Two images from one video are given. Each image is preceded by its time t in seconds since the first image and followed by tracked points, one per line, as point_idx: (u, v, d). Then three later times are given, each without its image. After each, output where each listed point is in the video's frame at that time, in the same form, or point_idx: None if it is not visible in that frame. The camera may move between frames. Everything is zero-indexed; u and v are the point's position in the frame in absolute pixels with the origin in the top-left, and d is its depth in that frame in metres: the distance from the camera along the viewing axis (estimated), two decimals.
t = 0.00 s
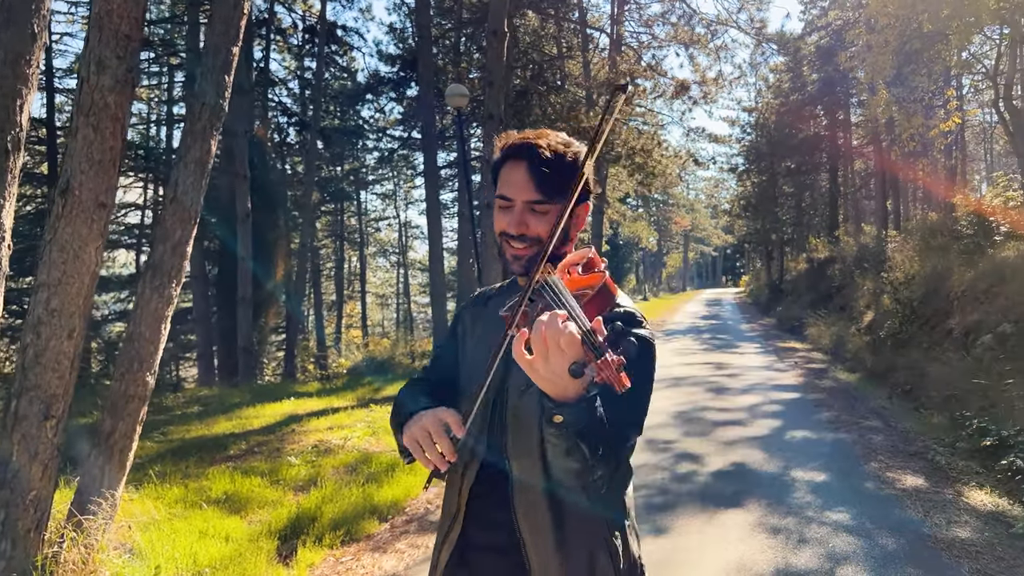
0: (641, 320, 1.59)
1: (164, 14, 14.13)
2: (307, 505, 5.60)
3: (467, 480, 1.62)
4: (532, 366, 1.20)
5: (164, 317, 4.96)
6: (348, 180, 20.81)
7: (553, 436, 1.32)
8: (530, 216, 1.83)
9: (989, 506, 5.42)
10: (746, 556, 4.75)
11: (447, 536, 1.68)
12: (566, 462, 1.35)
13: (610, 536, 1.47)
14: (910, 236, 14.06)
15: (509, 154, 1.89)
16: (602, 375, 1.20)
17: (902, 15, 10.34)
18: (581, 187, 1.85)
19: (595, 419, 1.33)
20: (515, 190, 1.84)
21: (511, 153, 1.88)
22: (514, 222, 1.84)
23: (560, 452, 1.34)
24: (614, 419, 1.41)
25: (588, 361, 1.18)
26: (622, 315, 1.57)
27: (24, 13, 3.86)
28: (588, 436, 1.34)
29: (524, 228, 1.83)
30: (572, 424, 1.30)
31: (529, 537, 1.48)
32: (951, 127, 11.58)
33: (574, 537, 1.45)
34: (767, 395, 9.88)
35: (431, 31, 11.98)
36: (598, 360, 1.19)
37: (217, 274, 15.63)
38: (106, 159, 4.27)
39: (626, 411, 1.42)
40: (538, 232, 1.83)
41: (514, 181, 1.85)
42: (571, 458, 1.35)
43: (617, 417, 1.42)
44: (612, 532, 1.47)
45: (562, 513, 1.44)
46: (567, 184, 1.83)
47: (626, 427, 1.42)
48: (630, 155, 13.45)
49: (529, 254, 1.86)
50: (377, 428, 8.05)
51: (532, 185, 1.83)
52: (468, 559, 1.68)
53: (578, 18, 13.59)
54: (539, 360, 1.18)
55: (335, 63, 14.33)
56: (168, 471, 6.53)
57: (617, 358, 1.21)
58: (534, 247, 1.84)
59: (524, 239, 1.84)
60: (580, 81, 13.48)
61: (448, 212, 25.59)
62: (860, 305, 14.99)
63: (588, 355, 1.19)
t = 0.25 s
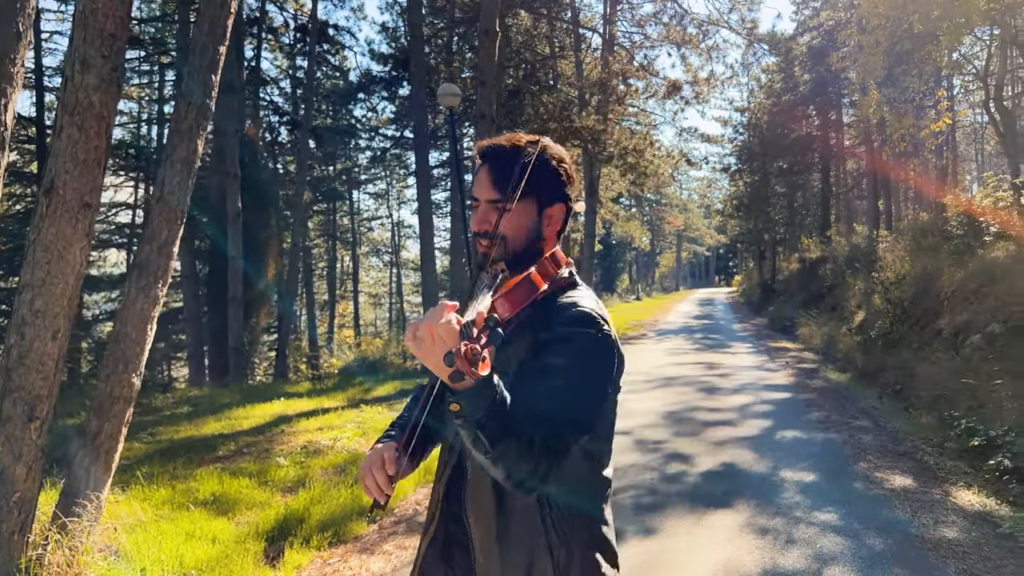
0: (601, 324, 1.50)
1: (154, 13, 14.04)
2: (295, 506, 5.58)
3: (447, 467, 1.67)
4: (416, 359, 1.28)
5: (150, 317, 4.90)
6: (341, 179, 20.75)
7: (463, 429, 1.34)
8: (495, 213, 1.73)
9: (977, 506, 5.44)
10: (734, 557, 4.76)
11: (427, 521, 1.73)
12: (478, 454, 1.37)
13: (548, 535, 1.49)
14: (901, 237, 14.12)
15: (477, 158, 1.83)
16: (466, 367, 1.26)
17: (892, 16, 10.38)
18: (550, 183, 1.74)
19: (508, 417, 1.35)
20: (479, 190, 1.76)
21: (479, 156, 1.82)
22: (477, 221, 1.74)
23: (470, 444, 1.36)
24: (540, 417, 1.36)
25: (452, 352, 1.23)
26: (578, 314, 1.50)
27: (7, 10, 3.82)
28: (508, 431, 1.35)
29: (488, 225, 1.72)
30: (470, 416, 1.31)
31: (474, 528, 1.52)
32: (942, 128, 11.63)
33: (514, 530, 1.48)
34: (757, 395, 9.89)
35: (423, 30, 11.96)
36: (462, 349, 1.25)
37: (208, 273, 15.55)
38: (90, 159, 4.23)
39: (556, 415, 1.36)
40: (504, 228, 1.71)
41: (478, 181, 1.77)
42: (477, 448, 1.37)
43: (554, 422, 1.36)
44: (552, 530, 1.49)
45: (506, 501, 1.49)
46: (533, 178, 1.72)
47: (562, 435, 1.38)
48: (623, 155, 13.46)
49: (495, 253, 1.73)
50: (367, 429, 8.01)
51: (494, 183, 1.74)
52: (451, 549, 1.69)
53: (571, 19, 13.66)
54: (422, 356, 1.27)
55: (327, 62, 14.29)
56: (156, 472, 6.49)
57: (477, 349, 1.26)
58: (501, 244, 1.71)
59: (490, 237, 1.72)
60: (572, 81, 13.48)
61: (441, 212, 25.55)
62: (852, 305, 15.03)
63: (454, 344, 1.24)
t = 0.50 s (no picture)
0: (601, 334, 1.47)
1: (146, 12, 13.97)
2: (284, 506, 5.57)
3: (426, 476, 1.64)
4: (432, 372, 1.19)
5: (138, 318, 4.87)
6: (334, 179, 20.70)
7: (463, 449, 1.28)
8: (519, 205, 1.70)
9: (965, 506, 5.45)
10: (722, 557, 4.76)
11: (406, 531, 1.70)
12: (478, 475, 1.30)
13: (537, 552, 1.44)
14: (893, 237, 14.18)
15: (498, 146, 1.79)
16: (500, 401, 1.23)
17: (885, 16, 10.41)
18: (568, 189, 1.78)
19: (514, 434, 1.29)
20: (504, 179, 1.72)
21: (501, 145, 1.78)
22: (501, 211, 1.70)
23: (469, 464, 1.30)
24: (553, 415, 1.32)
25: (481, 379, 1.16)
26: (578, 324, 1.46)
27: None
28: (511, 449, 1.28)
29: (512, 216, 1.69)
30: (477, 436, 1.26)
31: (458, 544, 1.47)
32: (934, 128, 11.67)
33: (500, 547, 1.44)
34: (749, 395, 9.90)
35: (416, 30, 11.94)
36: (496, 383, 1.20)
37: (200, 273, 15.49)
38: (77, 159, 4.20)
39: (568, 410, 1.33)
40: (524, 223, 1.70)
41: (504, 169, 1.72)
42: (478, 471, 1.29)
43: (558, 433, 1.31)
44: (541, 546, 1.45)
45: (493, 517, 1.44)
46: (558, 181, 1.74)
47: (563, 447, 1.32)
48: (616, 155, 13.47)
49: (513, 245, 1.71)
50: (358, 430, 8.00)
51: (523, 175, 1.71)
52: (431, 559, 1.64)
53: (566, 19, 13.67)
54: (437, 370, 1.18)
55: (320, 61, 14.25)
56: (145, 473, 6.47)
57: (504, 380, 1.21)
58: (517, 238, 1.70)
59: (509, 228, 1.69)
60: (566, 81, 13.49)
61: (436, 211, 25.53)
62: (844, 305, 15.09)
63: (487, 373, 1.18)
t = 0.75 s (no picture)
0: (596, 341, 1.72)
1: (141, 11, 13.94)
2: (274, 506, 5.57)
3: (396, 499, 1.66)
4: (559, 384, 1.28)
5: (126, 317, 4.83)
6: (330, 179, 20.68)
7: (548, 469, 1.39)
8: (491, 209, 1.85)
9: (954, 505, 5.46)
10: (711, 556, 4.76)
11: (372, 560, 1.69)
12: (556, 496, 1.39)
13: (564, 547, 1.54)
14: (887, 237, 14.20)
15: (467, 149, 1.92)
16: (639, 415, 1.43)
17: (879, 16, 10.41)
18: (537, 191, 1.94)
19: (591, 455, 1.40)
20: (471, 183, 1.86)
21: (471, 148, 1.91)
22: (474, 216, 1.84)
23: (552, 485, 1.39)
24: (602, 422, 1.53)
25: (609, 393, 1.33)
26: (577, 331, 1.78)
27: None
28: (587, 463, 1.40)
29: (485, 221, 1.83)
30: (575, 454, 1.38)
31: (477, 566, 1.51)
32: (928, 129, 11.68)
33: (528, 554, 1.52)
34: (742, 395, 9.90)
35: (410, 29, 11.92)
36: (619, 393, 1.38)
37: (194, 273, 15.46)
38: (64, 158, 4.18)
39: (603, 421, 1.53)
40: (498, 227, 1.85)
41: (475, 172, 1.86)
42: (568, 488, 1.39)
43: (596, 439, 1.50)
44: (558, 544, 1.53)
45: (518, 534, 1.53)
46: (528, 183, 1.89)
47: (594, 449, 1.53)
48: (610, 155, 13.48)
49: (489, 248, 1.87)
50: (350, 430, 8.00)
51: (492, 179, 1.85)
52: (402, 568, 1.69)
53: (560, 19, 13.66)
54: (558, 383, 1.29)
55: (315, 61, 14.24)
56: (135, 473, 6.45)
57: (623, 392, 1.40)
58: (495, 241, 1.85)
59: (484, 232, 1.84)
60: (561, 81, 13.47)
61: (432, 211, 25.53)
62: (838, 305, 15.11)
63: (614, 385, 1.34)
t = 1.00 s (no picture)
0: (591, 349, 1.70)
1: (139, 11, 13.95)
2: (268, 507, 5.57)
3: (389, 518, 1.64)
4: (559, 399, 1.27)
5: (120, 318, 4.81)
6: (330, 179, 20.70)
7: (540, 485, 1.37)
8: (506, 214, 1.86)
9: (949, 506, 5.44)
10: (704, 557, 4.74)
11: None
12: (547, 511, 1.38)
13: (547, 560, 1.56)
14: (886, 237, 14.19)
15: (482, 150, 1.92)
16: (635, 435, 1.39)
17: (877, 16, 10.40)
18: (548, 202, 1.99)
19: (581, 474, 1.38)
20: (491, 185, 1.87)
21: (486, 150, 1.92)
22: (492, 218, 1.85)
23: (546, 502, 1.38)
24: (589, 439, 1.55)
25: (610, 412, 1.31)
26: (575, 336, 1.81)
27: None
28: (577, 483, 1.39)
29: (501, 225, 1.85)
30: (565, 471, 1.35)
31: None
32: (926, 129, 11.67)
33: (517, 570, 1.51)
34: (740, 395, 9.89)
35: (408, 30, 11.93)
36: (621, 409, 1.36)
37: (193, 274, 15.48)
38: (57, 158, 4.12)
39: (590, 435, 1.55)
40: (512, 233, 1.86)
41: (493, 175, 1.87)
42: (548, 508, 1.38)
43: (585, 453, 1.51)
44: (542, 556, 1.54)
45: (504, 549, 1.51)
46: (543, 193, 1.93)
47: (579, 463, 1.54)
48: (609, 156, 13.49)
49: (500, 254, 1.88)
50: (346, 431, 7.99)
51: (511, 185, 1.87)
52: None
53: (560, 19, 13.67)
54: (555, 397, 1.27)
55: (314, 62, 14.25)
56: (130, 474, 6.45)
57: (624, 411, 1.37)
58: (509, 247, 1.87)
59: (501, 236, 1.85)
60: (560, 82, 13.48)
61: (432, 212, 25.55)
62: (838, 305, 15.10)
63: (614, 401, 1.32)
